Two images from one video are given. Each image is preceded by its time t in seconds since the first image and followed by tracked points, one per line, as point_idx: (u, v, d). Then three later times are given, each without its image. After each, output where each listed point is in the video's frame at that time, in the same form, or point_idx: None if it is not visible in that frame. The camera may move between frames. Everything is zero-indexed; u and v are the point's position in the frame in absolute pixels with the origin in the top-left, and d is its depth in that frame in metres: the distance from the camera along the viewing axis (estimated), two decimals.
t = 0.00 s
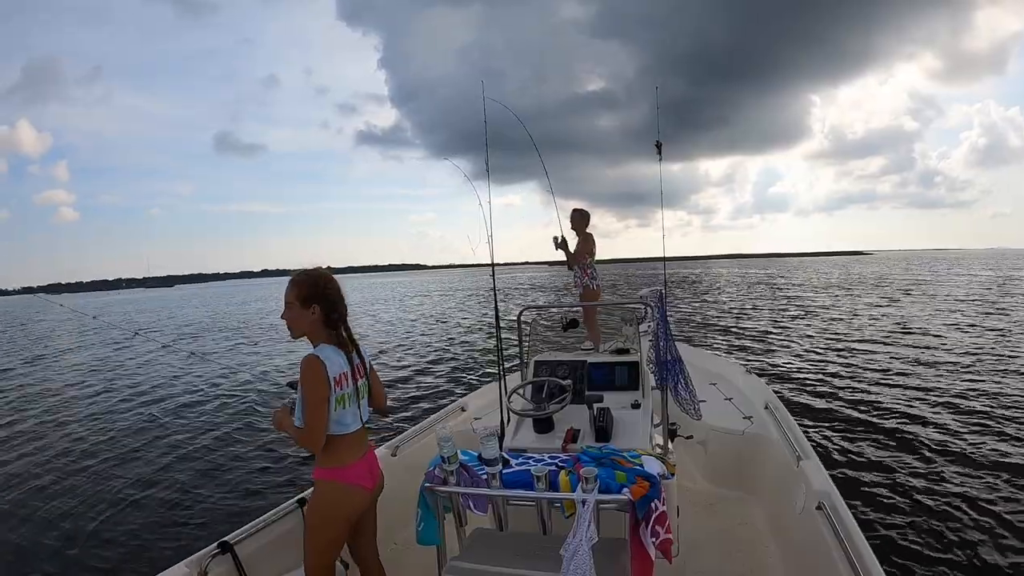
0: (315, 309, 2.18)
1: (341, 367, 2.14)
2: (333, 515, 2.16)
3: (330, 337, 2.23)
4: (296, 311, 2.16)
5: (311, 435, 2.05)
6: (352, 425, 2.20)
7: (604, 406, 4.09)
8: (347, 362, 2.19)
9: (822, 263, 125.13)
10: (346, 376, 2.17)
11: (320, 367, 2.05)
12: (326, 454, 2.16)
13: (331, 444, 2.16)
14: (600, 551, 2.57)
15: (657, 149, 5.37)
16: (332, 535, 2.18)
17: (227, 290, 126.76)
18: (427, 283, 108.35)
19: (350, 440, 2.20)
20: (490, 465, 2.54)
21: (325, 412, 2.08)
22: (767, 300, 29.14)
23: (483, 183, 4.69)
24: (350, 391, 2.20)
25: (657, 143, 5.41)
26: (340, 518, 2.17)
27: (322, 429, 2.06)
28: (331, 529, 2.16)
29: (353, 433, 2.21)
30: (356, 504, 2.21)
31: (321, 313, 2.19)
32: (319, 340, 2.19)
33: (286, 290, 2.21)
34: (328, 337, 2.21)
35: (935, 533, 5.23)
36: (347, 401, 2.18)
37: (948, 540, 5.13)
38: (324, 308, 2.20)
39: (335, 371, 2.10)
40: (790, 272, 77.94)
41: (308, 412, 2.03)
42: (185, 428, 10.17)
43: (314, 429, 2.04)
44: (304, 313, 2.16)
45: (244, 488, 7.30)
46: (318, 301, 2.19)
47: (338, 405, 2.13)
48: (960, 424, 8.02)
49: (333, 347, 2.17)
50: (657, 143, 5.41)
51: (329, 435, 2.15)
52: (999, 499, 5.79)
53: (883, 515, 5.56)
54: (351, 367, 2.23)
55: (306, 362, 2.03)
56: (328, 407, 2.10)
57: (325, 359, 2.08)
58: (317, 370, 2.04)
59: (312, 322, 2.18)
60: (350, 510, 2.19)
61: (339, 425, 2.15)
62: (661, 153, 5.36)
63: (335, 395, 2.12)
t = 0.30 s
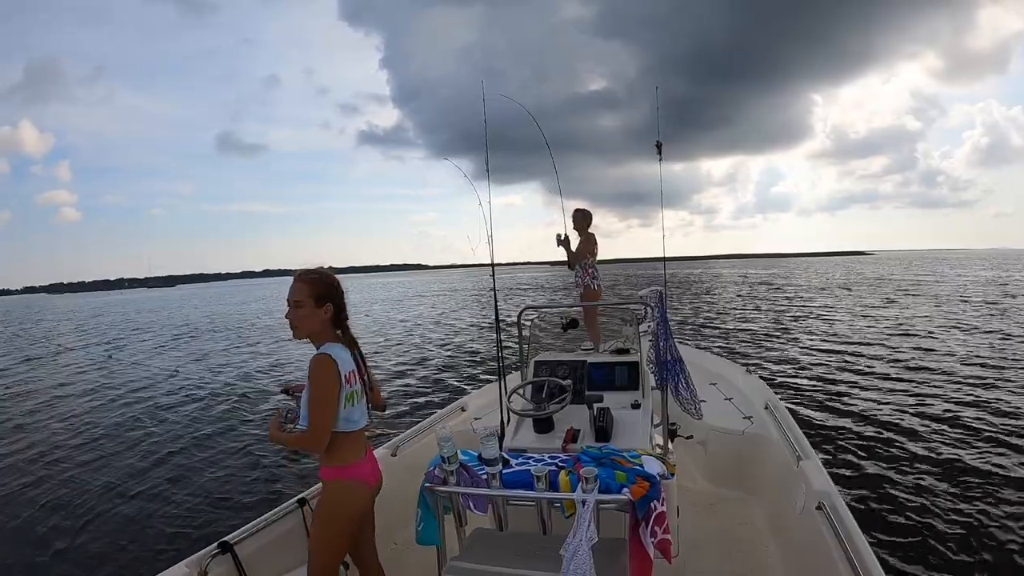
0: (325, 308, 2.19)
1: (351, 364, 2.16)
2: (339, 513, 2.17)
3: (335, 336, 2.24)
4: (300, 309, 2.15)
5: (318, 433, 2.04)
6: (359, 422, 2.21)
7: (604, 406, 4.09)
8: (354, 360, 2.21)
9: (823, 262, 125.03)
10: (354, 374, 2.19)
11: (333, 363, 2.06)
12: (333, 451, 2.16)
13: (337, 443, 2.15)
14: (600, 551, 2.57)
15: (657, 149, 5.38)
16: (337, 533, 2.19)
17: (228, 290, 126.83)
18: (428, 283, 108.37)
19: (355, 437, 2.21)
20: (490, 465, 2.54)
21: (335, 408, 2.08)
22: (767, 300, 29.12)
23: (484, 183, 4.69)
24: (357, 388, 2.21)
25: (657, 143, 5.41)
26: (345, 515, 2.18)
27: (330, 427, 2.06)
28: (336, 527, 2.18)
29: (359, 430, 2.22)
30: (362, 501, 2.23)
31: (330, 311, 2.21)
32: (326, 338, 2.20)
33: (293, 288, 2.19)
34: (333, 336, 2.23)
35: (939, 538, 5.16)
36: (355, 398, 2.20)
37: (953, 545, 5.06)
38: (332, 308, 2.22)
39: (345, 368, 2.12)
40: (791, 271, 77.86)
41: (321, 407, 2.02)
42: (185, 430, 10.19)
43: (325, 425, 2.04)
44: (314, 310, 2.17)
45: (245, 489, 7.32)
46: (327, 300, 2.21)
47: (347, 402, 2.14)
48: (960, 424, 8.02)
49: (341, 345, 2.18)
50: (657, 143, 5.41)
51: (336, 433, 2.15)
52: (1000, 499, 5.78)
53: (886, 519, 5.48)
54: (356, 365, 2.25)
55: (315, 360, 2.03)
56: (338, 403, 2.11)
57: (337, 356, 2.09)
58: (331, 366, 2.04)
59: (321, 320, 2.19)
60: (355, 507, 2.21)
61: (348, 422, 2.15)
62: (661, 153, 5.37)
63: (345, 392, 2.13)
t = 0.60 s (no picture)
0: (335, 308, 2.22)
1: (360, 362, 2.20)
2: (348, 513, 2.17)
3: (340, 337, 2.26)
4: (310, 310, 2.16)
5: (333, 433, 2.05)
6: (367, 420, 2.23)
7: (604, 406, 4.09)
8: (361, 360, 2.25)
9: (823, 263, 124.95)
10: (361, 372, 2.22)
11: (349, 359, 2.09)
12: (342, 450, 2.15)
13: (347, 443, 2.16)
14: (600, 551, 2.58)
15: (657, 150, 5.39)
16: (346, 534, 2.19)
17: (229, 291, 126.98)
18: (427, 283, 108.30)
19: (360, 436, 2.22)
20: (489, 465, 2.54)
21: (350, 405, 2.09)
22: (768, 301, 29.11)
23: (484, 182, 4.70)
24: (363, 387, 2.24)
25: (657, 143, 5.42)
26: (356, 516, 2.18)
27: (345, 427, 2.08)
28: (344, 528, 2.17)
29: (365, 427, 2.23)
30: (369, 501, 2.24)
31: (339, 312, 2.24)
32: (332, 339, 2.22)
33: (302, 286, 2.19)
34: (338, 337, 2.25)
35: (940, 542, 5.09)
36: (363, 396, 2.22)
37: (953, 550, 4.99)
38: (339, 309, 2.26)
39: (358, 365, 2.15)
40: (791, 272, 77.82)
41: (338, 401, 2.04)
42: (187, 431, 10.21)
43: (340, 421, 2.05)
44: (327, 308, 2.19)
45: (245, 490, 7.35)
46: (337, 301, 2.24)
47: (359, 400, 2.16)
48: (960, 424, 8.02)
49: (351, 345, 2.22)
50: (657, 143, 5.42)
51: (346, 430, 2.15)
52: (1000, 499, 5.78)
53: (887, 523, 5.40)
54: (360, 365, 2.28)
55: (332, 359, 2.06)
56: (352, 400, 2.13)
57: (351, 353, 2.13)
58: (349, 362, 2.07)
59: (331, 320, 2.21)
60: (365, 507, 2.21)
61: (357, 420, 2.16)
62: (661, 153, 5.39)
63: (358, 389, 2.15)
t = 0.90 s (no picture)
0: (341, 309, 2.24)
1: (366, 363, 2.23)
2: (354, 516, 2.15)
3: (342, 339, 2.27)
4: (319, 310, 2.16)
5: (344, 432, 2.06)
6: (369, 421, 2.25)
7: (604, 406, 4.09)
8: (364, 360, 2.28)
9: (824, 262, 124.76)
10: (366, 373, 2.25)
11: (363, 359, 2.12)
12: (350, 451, 2.15)
13: (353, 446, 2.15)
14: (600, 551, 2.58)
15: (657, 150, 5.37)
16: (348, 540, 2.15)
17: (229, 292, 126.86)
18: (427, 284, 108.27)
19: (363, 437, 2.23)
20: (489, 465, 2.54)
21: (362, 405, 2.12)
22: (768, 300, 29.08)
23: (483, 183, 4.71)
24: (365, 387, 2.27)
25: (657, 142, 5.42)
26: (358, 522, 2.15)
27: (354, 427, 2.09)
28: (349, 534, 2.14)
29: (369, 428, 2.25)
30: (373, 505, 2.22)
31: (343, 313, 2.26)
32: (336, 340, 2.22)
33: (309, 287, 2.18)
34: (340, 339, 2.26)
35: (945, 549, 4.98)
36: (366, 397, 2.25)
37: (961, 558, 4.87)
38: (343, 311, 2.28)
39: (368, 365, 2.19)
40: (792, 271, 77.70)
41: (354, 400, 2.06)
42: (187, 435, 10.22)
43: (356, 420, 2.07)
44: (334, 309, 2.20)
45: (246, 493, 7.36)
46: (342, 302, 2.27)
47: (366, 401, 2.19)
48: (961, 423, 8.00)
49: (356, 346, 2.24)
50: (657, 143, 5.42)
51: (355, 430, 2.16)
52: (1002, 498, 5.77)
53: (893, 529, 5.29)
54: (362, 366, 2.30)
55: (346, 358, 2.07)
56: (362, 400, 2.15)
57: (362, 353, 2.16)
58: (363, 362, 2.10)
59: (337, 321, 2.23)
60: (368, 513, 2.18)
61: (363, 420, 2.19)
62: (660, 153, 5.39)
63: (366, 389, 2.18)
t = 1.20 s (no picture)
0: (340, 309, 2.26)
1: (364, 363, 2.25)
2: (357, 520, 2.15)
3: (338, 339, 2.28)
4: (321, 309, 2.17)
5: (348, 432, 2.07)
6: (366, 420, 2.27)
7: (604, 406, 4.09)
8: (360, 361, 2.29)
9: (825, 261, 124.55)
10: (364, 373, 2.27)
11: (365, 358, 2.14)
12: (351, 452, 2.15)
13: (354, 448, 2.15)
14: (601, 551, 2.58)
15: (657, 149, 5.37)
16: (352, 544, 2.15)
17: (230, 294, 126.95)
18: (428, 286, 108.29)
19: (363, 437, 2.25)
20: (489, 465, 2.55)
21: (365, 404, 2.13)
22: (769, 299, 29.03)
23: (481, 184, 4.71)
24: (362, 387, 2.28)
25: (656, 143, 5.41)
26: (362, 525, 2.15)
27: (358, 427, 2.10)
28: (352, 538, 2.14)
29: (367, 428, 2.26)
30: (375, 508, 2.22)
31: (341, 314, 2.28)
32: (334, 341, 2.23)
33: (309, 287, 2.18)
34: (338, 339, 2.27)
35: (947, 549, 4.97)
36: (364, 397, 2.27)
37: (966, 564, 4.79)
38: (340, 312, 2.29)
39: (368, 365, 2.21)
40: (793, 270, 77.57)
41: (359, 398, 2.08)
42: (188, 438, 10.23)
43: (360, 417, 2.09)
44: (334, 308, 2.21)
45: (247, 495, 7.38)
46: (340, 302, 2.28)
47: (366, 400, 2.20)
48: (963, 422, 7.99)
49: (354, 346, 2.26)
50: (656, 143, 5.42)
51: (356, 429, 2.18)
52: (1004, 498, 5.76)
53: (896, 532, 5.23)
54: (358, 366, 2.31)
55: (351, 356, 2.08)
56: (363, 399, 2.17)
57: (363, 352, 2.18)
58: (366, 360, 2.13)
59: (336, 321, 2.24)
60: (371, 517, 2.19)
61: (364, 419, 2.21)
62: (660, 153, 5.39)
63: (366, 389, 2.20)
